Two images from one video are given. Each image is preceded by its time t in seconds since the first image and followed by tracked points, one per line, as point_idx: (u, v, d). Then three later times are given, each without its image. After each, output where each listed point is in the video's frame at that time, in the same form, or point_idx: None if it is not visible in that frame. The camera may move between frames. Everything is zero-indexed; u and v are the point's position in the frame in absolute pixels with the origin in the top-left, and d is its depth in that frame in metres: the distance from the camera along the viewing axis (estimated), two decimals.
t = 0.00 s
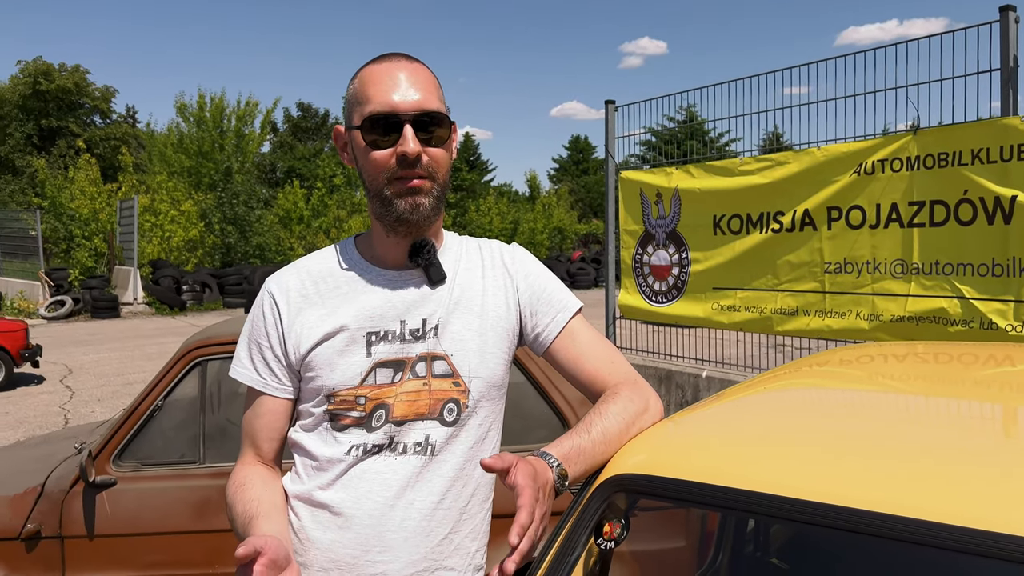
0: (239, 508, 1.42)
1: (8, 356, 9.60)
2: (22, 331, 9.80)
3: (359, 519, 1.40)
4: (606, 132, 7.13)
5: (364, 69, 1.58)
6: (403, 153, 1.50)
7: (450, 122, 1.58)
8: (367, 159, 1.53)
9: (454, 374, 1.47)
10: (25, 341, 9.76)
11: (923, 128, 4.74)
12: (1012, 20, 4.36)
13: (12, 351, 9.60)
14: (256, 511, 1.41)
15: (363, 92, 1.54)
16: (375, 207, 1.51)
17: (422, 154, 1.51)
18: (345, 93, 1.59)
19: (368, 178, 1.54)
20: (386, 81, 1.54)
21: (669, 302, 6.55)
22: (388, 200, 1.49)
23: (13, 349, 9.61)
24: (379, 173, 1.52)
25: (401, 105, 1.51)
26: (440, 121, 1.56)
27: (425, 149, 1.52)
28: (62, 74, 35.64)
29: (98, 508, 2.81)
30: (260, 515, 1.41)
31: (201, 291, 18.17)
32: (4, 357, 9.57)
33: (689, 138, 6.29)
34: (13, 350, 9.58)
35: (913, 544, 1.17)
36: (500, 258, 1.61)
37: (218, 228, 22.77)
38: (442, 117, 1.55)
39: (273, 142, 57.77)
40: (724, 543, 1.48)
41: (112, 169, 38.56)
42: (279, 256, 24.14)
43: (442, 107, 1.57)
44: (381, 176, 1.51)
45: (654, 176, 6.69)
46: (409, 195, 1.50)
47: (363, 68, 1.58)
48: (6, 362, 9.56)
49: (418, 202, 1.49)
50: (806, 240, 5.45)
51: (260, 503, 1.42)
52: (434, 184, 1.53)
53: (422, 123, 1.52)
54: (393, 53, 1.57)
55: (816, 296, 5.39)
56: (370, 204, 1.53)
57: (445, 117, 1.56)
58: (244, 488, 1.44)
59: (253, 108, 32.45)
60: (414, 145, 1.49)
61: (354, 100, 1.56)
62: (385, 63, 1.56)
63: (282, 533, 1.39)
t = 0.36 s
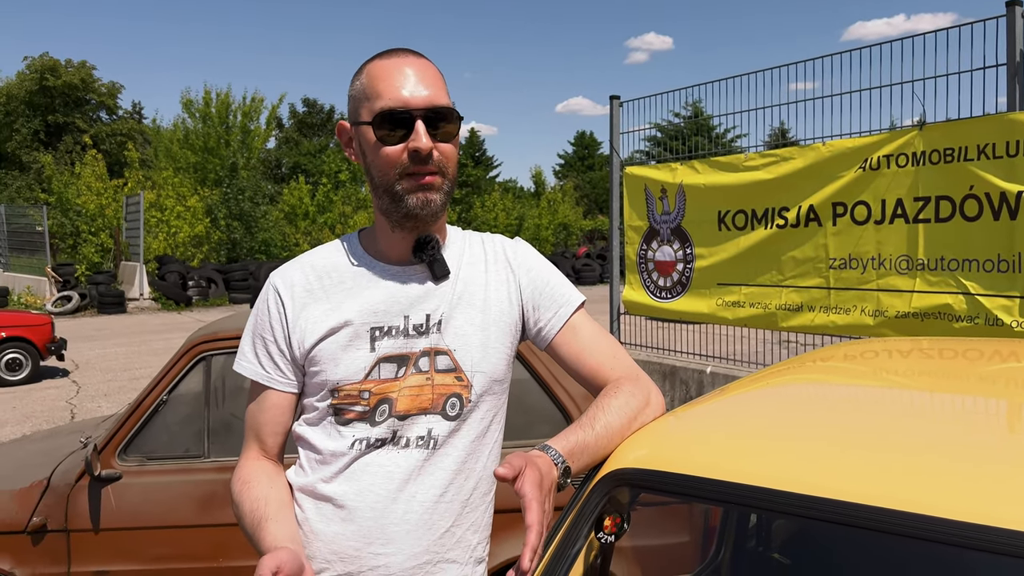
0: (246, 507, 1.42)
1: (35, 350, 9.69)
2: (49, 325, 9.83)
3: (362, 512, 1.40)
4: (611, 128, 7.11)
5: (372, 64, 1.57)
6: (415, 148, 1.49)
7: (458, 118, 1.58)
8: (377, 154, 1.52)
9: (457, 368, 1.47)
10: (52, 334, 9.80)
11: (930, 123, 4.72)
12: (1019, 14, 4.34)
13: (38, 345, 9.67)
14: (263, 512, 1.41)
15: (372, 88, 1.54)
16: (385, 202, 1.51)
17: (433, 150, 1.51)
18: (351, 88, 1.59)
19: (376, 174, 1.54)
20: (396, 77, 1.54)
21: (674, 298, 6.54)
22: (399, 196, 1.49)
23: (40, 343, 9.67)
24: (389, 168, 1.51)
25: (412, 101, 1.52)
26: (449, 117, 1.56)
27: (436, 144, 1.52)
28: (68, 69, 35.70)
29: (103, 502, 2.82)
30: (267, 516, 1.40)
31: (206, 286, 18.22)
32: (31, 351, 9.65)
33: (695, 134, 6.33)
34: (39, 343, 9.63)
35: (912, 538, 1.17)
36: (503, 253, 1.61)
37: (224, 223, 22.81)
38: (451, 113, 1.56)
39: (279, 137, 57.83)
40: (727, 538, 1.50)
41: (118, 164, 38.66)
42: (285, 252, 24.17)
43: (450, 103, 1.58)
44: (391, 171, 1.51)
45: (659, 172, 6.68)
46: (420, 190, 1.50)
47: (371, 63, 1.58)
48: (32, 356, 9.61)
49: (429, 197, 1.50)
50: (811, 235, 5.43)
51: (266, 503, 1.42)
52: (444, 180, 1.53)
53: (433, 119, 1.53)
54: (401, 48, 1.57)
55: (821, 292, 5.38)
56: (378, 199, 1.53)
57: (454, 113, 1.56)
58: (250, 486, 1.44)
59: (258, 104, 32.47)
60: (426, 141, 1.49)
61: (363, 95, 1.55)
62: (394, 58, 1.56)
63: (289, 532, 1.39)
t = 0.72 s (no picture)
0: (243, 498, 1.42)
1: (54, 343, 9.77)
2: (68, 318, 9.87)
3: (358, 504, 1.40)
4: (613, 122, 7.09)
5: (375, 56, 1.57)
6: (417, 140, 1.49)
7: (461, 111, 1.58)
8: (379, 147, 1.52)
9: (455, 362, 1.47)
10: (71, 327, 9.85)
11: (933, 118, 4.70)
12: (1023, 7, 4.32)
13: (57, 338, 9.74)
14: (262, 502, 1.40)
15: (375, 79, 1.53)
16: (386, 194, 1.50)
17: (435, 142, 1.51)
18: (354, 80, 1.59)
19: (378, 166, 1.53)
20: (399, 69, 1.53)
21: (676, 292, 6.53)
22: (400, 188, 1.49)
23: (59, 336, 9.73)
24: (391, 160, 1.51)
25: (414, 93, 1.51)
26: (452, 110, 1.55)
27: (438, 137, 1.52)
28: (69, 64, 35.66)
29: (105, 496, 2.83)
30: (267, 506, 1.40)
31: (208, 281, 18.23)
32: (50, 344, 9.74)
33: (697, 129, 6.28)
34: (59, 336, 9.70)
35: (906, 530, 1.17)
36: (503, 247, 1.61)
37: (225, 218, 22.80)
38: (454, 106, 1.55)
39: (280, 132, 57.77)
40: (728, 532, 1.51)
41: (120, 159, 38.63)
42: (286, 247, 24.17)
43: (453, 96, 1.57)
44: (393, 164, 1.50)
45: (661, 167, 6.66)
46: (421, 183, 1.49)
47: (374, 55, 1.57)
48: (52, 349, 9.70)
49: (430, 190, 1.49)
50: (812, 230, 5.42)
51: (265, 494, 1.42)
52: (445, 172, 1.52)
53: (435, 112, 1.52)
54: (405, 40, 1.56)
55: (823, 286, 5.37)
56: (379, 192, 1.52)
57: (457, 106, 1.56)
58: (248, 477, 1.44)
59: (259, 98, 32.42)
60: (428, 133, 1.49)
61: (365, 87, 1.55)
62: (397, 50, 1.55)
63: (287, 523, 1.39)
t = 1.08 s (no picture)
0: (239, 495, 1.42)
1: (70, 338, 9.83)
2: (84, 313, 9.94)
3: (355, 500, 1.40)
4: (612, 118, 7.08)
5: (371, 52, 1.56)
6: (407, 140, 1.48)
7: (455, 110, 1.57)
8: (371, 145, 1.51)
9: (452, 359, 1.47)
10: (87, 322, 9.93)
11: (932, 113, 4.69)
12: None
13: (74, 333, 9.81)
14: (256, 499, 1.40)
15: (369, 76, 1.53)
16: (377, 192, 1.50)
17: (426, 142, 1.50)
18: (351, 76, 1.58)
19: (370, 163, 1.53)
20: (394, 67, 1.52)
21: (675, 288, 6.53)
22: (390, 186, 1.48)
23: (75, 331, 9.81)
24: (382, 158, 1.51)
25: (407, 92, 1.50)
26: (446, 109, 1.55)
27: (430, 137, 1.51)
28: (69, 60, 35.61)
29: (105, 492, 2.83)
30: (262, 504, 1.40)
31: (208, 277, 18.22)
32: (67, 339, 9.80)
33: (697, 124, 6.28)
34: (75, 331, 9.78)
35: (905, 526, 1.17)
36: (500, 243, 1.60)
37: (225, 215, 22.79)
38: (448, 105, 1.54)
39: (279, 129, 57.69)
40: (727, 528, 1.51)
41: (119, 156, 38.61)
42: (286, 243, 24.15)
43: (448, 94, 1.56)
44: (384, 162, 1.50)
45: (660, 162, 6.65)
46: (410, 182, 1.48)
47: (371, 51, 1.57)
48: (69, 345, 9.79)
49: (419, 190, 1.48)
50: (812, 225, 5.42)
51: (261, 491, 1.42)
52: (436, 172, 1.52)
53: (428, 111, 1.51)
54: (401, 37, 1.55)
55: (823, 282, 5.37)
56: (372, 189, 1.52)
57: (451, 105, 1.55)
58: (244, 474, 1.43)
59: (258, 95, 32.36)
60: (418, 133, 1.48)
61: (360, 83, 1.54)
62: (393, 47, 1.54)
63: (283, 521, 1.39)
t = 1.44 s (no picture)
0: (234, 496, 1.41)
1: (80, 335, 9.83)
2: (94, 311, 9.93)
3: (351, 501, 1.40)
4: (608, 115, 7.08)
5: (368, 49, 1.55)
6: (400, 140, 1.48)
7: (451, 109, 1.55)
8: (365, 144, 1.51)
9: (447, 358, 1.47)
10: (97, 320, 9.92)
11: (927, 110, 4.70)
12: None
13: (83, 330, 9.80)
14: (253, 500, 1.40)
15: (365, 74, 1.52)
16: (370, 192, 1.50)
17: (420, 142, 1.50)
18: (347, 72, 1.57)
19: (364, 162, 1.53)
20: (390, 65, 1.52)
21: (671, 286, 6.53)
22: (382, 186, 1.48)
23: (86, 329, 9.81)
24: (375, 157, 1.50)
25: (402, 91, 1.49)
26: (441, 108, 1.54)
27: (424, 138, 1.50)
28: (63, 58, 35.46)
29: (99, 492, 2.82)
30: (257, 505, 1.39)
31: (203, 276, 18.18)
32: (77, 337, 9.80)
33: (693, 122, 6.27)
34: (86, 329, 9.79)
35: (902, 525, 1.17)
36: (495, 242, 1.60)
37: (220, 213, 22.74)
38: (444, 104, 1.53)
39: (275, 127, 57.57)
40: (723, 526, 1.52)
41: (114, 154, 38.49)
42: (282, 241, 24.12)
43: (444, 93, 1.55)
44: (377, 162, 1.50)
45: (656, 160, 6.65)
46: (403, 183, 1.48)
47: (367, 48, 1.55)
48: (79, 341, 9.78)
49: (412, 190, 1.48)
50: (808, 223, 5.42)
51: (256, 492, 1.41)
52: (429, 174, 1.51)
53: (423, 110, 1.50)
54: (398, 33, 1.54)
55: (818, 279, 5.37)
56: (365, 189, 1.52)
57: (446, 105, 1.54)
58: (238, 475, 1.43)
59: (253, 92, 32.26)
60: (411, 134, 1.48)
61: (356, 81, 1.53)
62: (389, 44, 1.53)
63: (278, 522, 1.38)
